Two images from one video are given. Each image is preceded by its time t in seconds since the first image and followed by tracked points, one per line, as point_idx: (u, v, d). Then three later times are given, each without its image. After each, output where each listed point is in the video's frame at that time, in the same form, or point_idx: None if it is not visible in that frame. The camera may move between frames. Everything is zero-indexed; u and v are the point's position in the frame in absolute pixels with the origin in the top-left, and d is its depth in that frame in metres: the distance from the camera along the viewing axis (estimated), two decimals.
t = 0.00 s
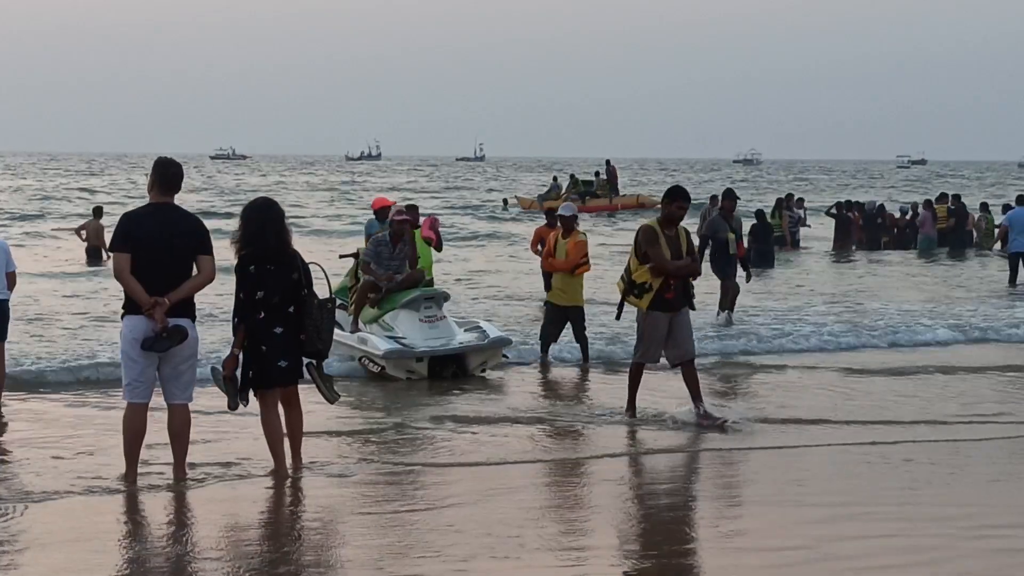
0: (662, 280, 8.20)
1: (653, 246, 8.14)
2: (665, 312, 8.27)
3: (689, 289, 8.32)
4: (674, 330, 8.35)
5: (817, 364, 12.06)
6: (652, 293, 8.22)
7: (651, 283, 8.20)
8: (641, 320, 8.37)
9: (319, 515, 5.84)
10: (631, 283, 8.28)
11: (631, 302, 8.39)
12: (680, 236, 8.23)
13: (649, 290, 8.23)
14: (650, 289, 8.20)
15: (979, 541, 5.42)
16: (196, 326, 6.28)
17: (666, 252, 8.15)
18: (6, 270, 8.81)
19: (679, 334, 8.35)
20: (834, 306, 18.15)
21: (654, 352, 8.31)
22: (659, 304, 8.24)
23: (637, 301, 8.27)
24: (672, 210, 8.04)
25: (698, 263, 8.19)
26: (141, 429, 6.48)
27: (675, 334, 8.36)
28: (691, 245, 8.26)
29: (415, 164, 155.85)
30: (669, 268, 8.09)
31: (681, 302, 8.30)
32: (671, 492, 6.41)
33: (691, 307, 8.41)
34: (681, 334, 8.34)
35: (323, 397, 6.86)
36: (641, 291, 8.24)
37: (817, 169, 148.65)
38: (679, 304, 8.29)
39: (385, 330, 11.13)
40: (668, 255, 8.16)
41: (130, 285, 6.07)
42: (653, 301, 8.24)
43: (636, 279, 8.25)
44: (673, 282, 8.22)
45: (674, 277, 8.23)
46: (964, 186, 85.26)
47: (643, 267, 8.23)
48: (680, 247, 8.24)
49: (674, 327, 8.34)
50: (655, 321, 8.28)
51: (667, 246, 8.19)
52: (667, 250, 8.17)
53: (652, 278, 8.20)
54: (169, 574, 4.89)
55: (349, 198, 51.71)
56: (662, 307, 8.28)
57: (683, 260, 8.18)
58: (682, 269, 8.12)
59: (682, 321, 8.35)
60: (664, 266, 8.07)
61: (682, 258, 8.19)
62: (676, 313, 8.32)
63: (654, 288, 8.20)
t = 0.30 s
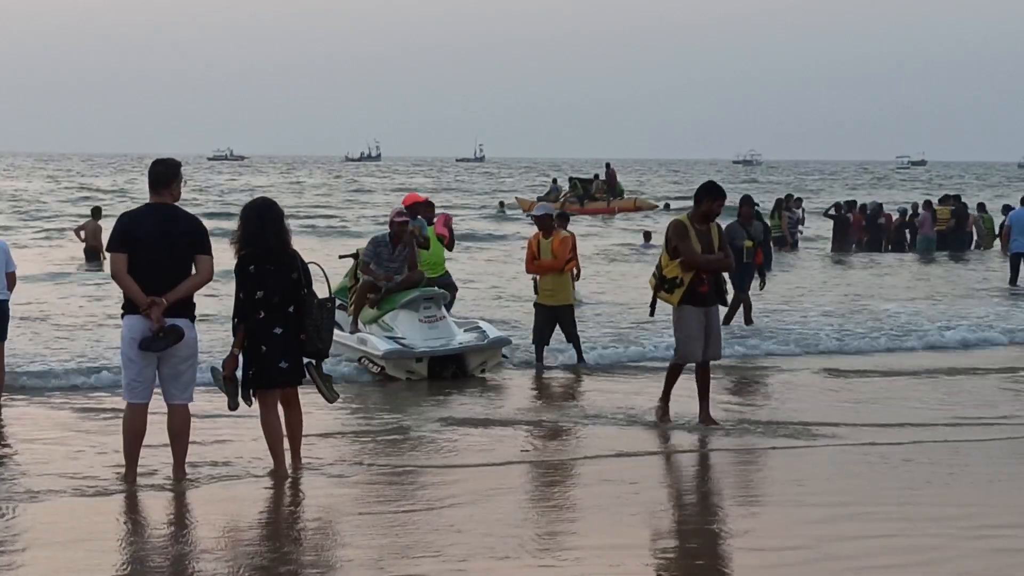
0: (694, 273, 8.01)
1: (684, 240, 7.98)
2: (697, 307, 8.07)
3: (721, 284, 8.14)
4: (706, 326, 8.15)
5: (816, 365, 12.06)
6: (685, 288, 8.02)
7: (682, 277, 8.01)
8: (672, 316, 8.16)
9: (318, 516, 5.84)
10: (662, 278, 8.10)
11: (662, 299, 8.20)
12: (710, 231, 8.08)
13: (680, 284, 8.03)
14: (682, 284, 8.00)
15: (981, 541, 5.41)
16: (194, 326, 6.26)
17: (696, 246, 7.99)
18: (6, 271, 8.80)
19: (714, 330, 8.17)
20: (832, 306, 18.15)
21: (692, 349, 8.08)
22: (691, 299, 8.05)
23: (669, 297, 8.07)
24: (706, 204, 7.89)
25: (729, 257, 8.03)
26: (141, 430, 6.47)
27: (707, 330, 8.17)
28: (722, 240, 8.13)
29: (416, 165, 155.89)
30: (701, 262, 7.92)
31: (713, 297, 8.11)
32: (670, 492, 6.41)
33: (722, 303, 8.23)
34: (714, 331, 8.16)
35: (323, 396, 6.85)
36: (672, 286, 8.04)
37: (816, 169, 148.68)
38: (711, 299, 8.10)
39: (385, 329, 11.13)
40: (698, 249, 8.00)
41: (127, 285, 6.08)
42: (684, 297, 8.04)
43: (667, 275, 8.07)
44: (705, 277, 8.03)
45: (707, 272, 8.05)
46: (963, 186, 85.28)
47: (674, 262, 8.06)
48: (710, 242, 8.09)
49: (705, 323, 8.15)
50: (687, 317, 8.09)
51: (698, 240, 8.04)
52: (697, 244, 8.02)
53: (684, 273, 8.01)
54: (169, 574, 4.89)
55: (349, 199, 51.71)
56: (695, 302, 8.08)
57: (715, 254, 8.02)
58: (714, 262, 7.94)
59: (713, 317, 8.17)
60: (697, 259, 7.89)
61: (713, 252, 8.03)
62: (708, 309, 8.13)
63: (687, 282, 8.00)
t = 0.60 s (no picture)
0: (714, 279, 7.99)
1: (705, 245, 7.96)
2: (718, 312, 8.05)
3: (743, 288, 8.12)
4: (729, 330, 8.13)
5: (815, 365, 12.06)
6: (704, 293, 8.01)
7: (702, 282, 8.01)
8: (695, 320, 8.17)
9: (319, 515, 5.83)
10: (683, 282, 8.10)
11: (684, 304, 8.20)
12: (732, 234, 8.06)
13: (700, 289, 8.02)
14: (701, 288, 7.99)
15: (980, 540, 5.42)
16: (191, 326, 6.25)
17: (717, 251, 7.97)
18: (7, 270, 8.79)
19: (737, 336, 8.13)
20: (833, 307, 18.14)
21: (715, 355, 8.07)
22: (711, 304, 8.04)
23: (689, 302, 8.07)
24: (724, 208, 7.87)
25: (751, 261, 7.98)
26: (142, 429, 6.48)
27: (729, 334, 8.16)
28: (744, 244, 8.09)
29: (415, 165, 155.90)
30: (721, 267, 7.90)
31: (734, 301, 8.08)
32: (670, 491, 6.41)
33: (745, 307, 8.20)
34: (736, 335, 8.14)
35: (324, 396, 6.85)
36: (692, 290, 8.04)
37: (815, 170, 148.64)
38: (733, 304, 8.07)
39: (385, 329, 11.13)
40: (719, 253, 7.98)
41: (121, 284, 6.09)
42: (705, 302, 8.03)
43: (688, 279, 8.07)
44: (726, 282, 8.02)
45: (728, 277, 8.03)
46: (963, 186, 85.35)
47: (694, 267, 8.06)
48: (733, 245, 8.06)
49: (727, 327, 8.13)
50: (708, 322, 8.08)
51: (720, 245, 8.02)
52: (719, 249, 8.00)
53: (704, 277, 8.00)
54: (169, 573, 4.89)
55: (348, 199, 51.71)
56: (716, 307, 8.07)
57: (736, 258, 7.99)
58: (734, 267, 7.92)
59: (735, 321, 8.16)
60: (716, 264, 7.88)
61: (734, 256, 8.00)
62: (729, 313, 8.10)
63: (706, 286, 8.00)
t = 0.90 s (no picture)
0: (735, 283, 7.77)
1: (722, 249, 7.74)
2: (740, 317, 7.84)
3: (761, 290, 7.92)
4: (750, 335, 7.93)
5: (814, 373, 12.06)
6: (727, 299, 7.78)
7: (723, 287, 7.78)
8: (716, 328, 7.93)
9: (320, 521, 5.83)
10: (703, 289, 7.86)
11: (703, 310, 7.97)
12: (747, 236, 7.84)
13: (722, 295, 7.79)
14: (724, 295, 7.76)
15: (982, 547, 5.40)
16: (190, 331, 6.24)
17: (735, 254, 7.74)
18: (7, 276, 8.79)
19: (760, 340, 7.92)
20: (832, 315, 18.13)
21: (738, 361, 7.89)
22: (733, 310, 7.81)
23: (711, 309, 7.83)
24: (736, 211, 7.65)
25: (769, 262, 7.77)
26: (142, 435, 6.47)
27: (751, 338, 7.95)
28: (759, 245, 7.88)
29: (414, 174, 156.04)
30: (743, 271, 7.68)
31: (755, 304, 7.88)
32: (671, 498, 6.40)
33: (764, 309, 8.01)
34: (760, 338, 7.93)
35: (323, 403, 6.85)
36: (714, 297, 7.80)
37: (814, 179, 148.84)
38: (754, 307, 7.87)
39: (385, 336, 11.15)
40: (737, 257, 7.76)
41: (120, 290, 6.10)
42: (728, 308, 7.80)
43: (707, 285, 7.84)
44: (746, 285, 7.79)
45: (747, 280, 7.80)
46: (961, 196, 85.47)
47: (712, 272, 7.82)
48: (748, 247, 7.85)
49: (749, 332, 7.92)
50: (731, 328, 7.86)
51: (736, 248, 7.79)
52: (736, 253, 7.78)
53: (725, 283, 7.77)
54: None
55: (347, 208, 51.74)
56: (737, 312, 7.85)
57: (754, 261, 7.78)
58: (755, 270, 7.71)
59: (757, 324, 7.96)
60: (738, 269, 7.66)
61: (752, 258, 7.79)
62: (750, 316, 7.90)
63: (728, 292, 7.77)
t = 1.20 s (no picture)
0: (744, 325, 7.68)
1: (733, 289, 7.67)
2: (747, 359, 7.78)
3: (772, 332, 7.83)
4: (758, 377, 7.83)
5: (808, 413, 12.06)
6: (735, 340, 7.69)
7: (732, 328, 7.68)
8: (723, 368, 7.85)
9: (314, 560, 5.81)
10: (711, 329, 7.75)
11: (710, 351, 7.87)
12: (757, 277, 7.81)
13: (731, 336, 7.70)
14: (732, 336, 7.68)
15: None
16: (190, 371, 6.25)
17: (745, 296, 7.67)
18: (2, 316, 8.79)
19: (766, 383, 7.82)
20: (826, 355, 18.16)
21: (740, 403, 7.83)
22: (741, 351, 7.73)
23: (719, 349, 7.74)
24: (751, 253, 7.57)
25: (781, 305, 7.68)
26: (137, 475, 6.45)
27: (760, 381, 7.85)
28: (769, 286, 7.84)
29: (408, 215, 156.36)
30: (752, 313, 7.58)
31: (764, 346, 7.79)
32: (666, 536, 6.39)
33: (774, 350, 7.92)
34: (768, 381, 7.83)
35: (317, 442, 6.83)
36: (722, 338, 7.71)
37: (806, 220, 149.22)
38: (763, 349, 7.79)
39: (379, 375, 11.13)
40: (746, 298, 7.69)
41: (119, 330, 6.10)
42: (735, 349, 7.72)
43: (716, 325, 7.73)
44: (755, 327, 7.72)
45: (757, 322, 7.74)
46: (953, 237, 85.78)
47: (722, 313, 7.72)
48: (758, 289, 7.80)
49: (757, 374, 7.83)
50: (738, 369, 7.78)
51: (746, 289, 7.75)
52: (745, 294, 7.73)
53: (735, 324, 7.68)
54: None
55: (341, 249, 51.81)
56: (744, 354, 7.78)
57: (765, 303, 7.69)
58: (765, 312, 7.61)
59: (766, 366, 7.86)
60: (747, 310, 7.56)
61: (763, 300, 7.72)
62: (758, 358, 7.83)
63: (737, 333, 7.68)
